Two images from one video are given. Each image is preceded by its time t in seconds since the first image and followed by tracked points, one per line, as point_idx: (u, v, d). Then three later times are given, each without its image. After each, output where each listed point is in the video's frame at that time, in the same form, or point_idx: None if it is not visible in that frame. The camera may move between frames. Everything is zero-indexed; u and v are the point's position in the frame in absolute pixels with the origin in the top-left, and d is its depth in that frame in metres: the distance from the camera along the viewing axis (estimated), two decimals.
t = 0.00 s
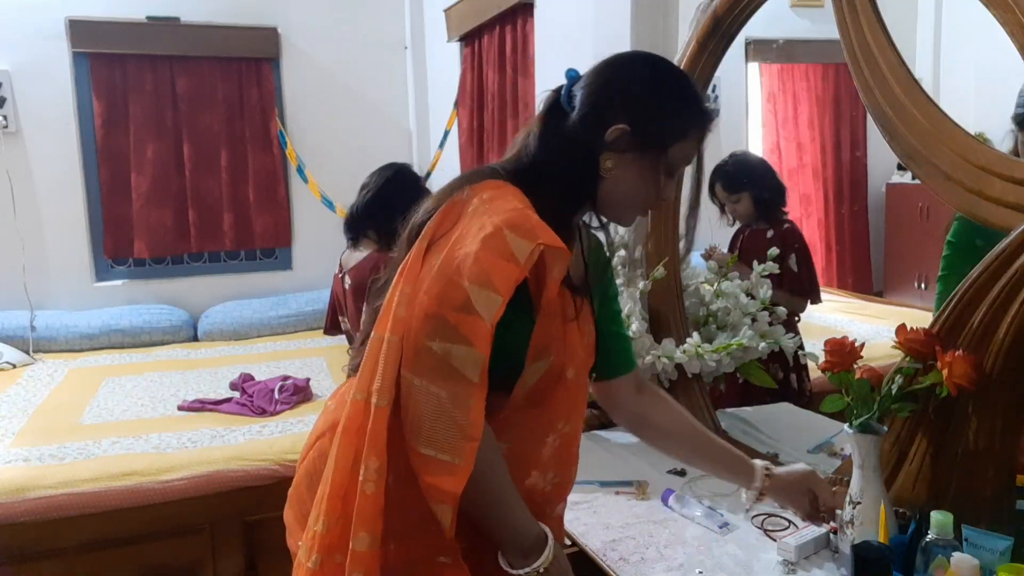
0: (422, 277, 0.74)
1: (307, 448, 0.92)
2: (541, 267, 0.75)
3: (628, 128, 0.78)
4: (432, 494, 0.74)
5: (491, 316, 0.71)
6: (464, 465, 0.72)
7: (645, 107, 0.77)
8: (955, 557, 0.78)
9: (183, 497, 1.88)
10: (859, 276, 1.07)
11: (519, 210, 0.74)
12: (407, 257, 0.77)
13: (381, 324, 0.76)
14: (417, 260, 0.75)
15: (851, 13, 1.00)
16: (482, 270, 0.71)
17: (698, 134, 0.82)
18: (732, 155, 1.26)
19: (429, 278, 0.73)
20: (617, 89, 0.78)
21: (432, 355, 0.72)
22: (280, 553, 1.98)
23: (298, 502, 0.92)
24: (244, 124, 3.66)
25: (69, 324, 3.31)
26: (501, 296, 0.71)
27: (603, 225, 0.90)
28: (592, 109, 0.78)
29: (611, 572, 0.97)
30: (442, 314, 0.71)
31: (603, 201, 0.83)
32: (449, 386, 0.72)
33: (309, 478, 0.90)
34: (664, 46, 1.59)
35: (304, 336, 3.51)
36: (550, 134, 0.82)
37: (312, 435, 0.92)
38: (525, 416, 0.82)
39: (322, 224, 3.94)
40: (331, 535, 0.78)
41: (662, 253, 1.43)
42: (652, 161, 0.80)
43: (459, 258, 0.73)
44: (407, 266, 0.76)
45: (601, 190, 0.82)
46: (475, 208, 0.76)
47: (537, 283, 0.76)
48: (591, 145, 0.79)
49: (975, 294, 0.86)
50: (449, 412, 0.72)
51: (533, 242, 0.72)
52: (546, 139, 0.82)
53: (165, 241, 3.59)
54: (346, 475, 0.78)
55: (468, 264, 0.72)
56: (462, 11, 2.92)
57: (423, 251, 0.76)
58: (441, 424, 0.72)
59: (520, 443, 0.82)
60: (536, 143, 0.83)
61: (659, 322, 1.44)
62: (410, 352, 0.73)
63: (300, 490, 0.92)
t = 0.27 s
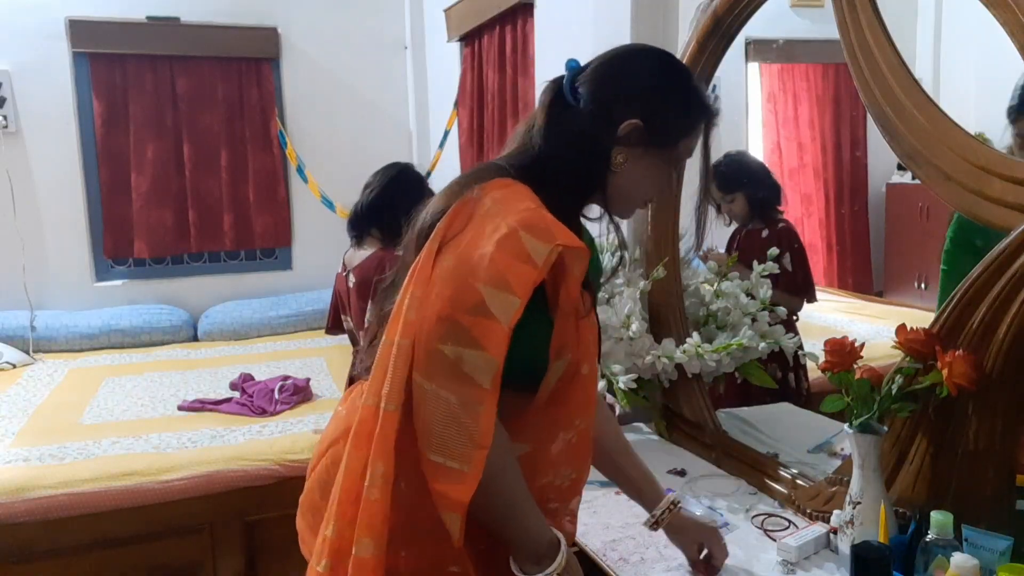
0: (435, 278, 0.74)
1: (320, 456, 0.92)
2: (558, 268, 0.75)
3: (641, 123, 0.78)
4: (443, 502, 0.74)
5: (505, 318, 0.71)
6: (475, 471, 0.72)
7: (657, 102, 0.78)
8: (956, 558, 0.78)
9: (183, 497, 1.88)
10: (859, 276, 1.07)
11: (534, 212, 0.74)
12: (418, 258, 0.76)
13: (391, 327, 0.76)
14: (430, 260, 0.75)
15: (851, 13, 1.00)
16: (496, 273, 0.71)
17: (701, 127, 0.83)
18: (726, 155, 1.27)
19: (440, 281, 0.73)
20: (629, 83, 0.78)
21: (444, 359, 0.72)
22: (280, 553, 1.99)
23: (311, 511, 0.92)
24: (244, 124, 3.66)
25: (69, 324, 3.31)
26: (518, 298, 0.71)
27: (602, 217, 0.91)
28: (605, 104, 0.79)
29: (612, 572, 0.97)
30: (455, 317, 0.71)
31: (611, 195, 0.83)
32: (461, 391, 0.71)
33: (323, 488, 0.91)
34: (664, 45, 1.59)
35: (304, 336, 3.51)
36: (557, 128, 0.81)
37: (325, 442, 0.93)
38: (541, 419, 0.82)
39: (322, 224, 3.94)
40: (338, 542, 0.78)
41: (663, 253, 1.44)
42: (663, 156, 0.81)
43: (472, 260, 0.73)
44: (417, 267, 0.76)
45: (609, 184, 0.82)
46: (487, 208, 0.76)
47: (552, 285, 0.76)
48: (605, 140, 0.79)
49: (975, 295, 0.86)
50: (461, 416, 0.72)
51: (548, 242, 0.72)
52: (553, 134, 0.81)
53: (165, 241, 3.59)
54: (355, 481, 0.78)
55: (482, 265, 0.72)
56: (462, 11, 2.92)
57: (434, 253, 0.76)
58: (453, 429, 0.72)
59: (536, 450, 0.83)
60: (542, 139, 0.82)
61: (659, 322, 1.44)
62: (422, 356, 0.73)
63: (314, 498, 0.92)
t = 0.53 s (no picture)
0: (460, 280, 0.77)
1: (328, 466, 0.93)
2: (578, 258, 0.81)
3: (624, 112, 0.86)
4: (486, 498, 0.79)
5: (540, 311, 0.76)
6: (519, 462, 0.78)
7: (635, 93, 0.87)
8: (955, 558, 0.78)
9: (183, 498, 1.88)
10: (859, 276, 1.07)
11: (552, 207, 0.79)
12: (435, 259, 0.79)
13: (415, 330, 0.78)
14: (450, 261, 0.78)
15: (851, 13, 1.00)
16: (527, 269, 0.76)
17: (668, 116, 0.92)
18: (720, 155, 1.34)
19: (465, 282, 0.76)
20: (610, 77, 0.86)
21: (482, 357, 0.76)
22: (280, 553, 1.99)
23: (324, 521, 0.94)
24: (244, 124, 3.66)
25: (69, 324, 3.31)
26: (550, 291, 0.76)
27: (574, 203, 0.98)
28: (589, 95, 0.86)
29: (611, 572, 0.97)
30: (487, 315, 0.76)
31: (595, 180, 0.90)
32: (500, 385, 0.76)
33: (337, 497, 0.92)
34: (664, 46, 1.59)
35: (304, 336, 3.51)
36: (541, 118, 0.87)
37: (331, 451, 0.94)
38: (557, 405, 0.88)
39: (322, 224, 3.94)
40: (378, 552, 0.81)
41: (664, 252, 1.43)
42: (641, 143, 0.89)
43: (498, 258, 0.76)
44: (435, 269, 0.78)
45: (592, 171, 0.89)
46: (502, 206, 0.79)
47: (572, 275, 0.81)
48: (591, 128, 0.86)
49: (975, 295, 0.86)
50: (502, 409, 0.77)
51: (573, 235, 0.78)
52: (539, 125, 0.87)
53: (165, 241, 3.59)
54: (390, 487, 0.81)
55: (511, 264, 0.76)
56: (462, 11, 2.92)
57: (451, 253, 0.78)
58: (492, 423, 0.77)
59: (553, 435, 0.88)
60: (526, 128, 0.87)
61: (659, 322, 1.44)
62: (454, 355, 0.77)
63: (325, 508, 0.94)
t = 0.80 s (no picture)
0: (465, 272, 0.80)
1: (330, 468, 0.94)
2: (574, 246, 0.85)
3: (606, 110, 0.92)
4: (502, 482, 0.82)
5: (544, 297, 0.80)
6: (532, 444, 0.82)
7: (616, 92, 0.93)
8: (956, 558, 0.78)
9: (183, 498, 1.88)
10: (859, 276, 1.07)
11: (549, 197, 0.82)
12: (437, 253, 0.82)
13: (422, 324, 0.81)
14: (452, 254, 0.81)
15: (851, 12, 1.00)
16: (530, 258, 0.80)
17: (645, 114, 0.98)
18: (715, 156, 1.35)
19: (470, 274, 0.80)
20: (592, 76, 0.91)
21: (492, 345, 0.80)
22: (279, 553, 1.99)
23: (328, 524, 0.95)
24: (244, 124, 3.66)
25: (69, 324, 3.31)
26: (552, 278, 0.81)
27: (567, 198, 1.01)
28: (573, 95, 0.91)
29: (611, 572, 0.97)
30: (494, 305, 0.80)
31: (579, 175, 0.96)
32: (509, 370, 0.80)
33: (341, 500, 0.93)
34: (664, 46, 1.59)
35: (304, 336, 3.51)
36: (528, 117, 0.92)
37: (331, 453, 0.95)
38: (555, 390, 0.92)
39: (322, 224, 3.94)
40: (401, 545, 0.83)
41: (664, 252, 1.43)
42: (623, 139, 0.95)
43: (501, 249, 0.80)
44: (439, 263, 0.81)
45: (579, 166, 0.95)
46: (500, 199, 0.82)
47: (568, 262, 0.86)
48: (576, 126, 0.92)
49: (975, 295, 0.86)
50: (512, 393, 0.81)
51: (570, 223, 0.82)
52: (525, 124, 0.92)
53: (165, 241, 3.59)
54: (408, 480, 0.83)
55: (514, 254, 0.80)
56: (462, 11, 2.92)
57: (454, 247, 0.81)
58: (503, 407, 0.81)
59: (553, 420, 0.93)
60: (512, 126, 0.92)
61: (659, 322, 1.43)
62: (464, 345, 0.80)
63: (328, 511, 0.95)
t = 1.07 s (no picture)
0: (433, 254, 0.81)
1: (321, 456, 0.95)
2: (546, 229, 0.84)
3: (596, 108, 0.94)
4: (473, 460, 0.81)
5: (509, 277, 0.80)
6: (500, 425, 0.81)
7: (606, 92, 0.95)
8: (955, 557, 0.78)
9: (183, 498, 1.88)
10: (859, 277, 1.07)
11: (516, 181, 0.83)
12: (410, 238, 0.83)
13: (394, 307, 0.81)
14: (422, 238, 0.82)
15: (851, 12, 1.00)
16: (496, 238, 0.80)
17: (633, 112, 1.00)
18: (715, 156, 1.36)
19: (438, 254, 0.80)
20: (582, 75, 0.93)
21: (458, 324, 0.80)
22: (279, 553, 1.99)
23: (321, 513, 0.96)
24: (244, 124, 3.66)
25: (69, 324, 3.31)
26: (518, 259, 0.80)
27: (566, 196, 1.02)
28: (564, 95, 0.93)
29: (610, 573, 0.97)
30: (460, 285, 0.79)
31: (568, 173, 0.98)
32: (476, 349, 0.80)
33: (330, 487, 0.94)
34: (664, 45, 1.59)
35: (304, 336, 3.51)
36: (519, 115, 0.93)
37: (324, 442, 0.96)
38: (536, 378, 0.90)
39: (322, 224, 3.94)
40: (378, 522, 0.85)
41: (664, 252, 1.43)
42: (612, 137, 0.97)
43: (468, 230, 0.81)
44: (411, 246, 0.82)
45: (569, 163, 0.96)
46: (471, 184, 0.84)
47: (541, 246, 0.85)
48: (566, 125, 0.93)
49: (975, 295, 0.86)
50: (480, 373, 0.80)
51: (538, 204, 0.82)
52: (517, 121, 0.93)
53: (165, 241, 3.59)
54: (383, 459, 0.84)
55: (481, 235, 0.80)
56: (462, 11, 2.92)
57: (424, 230, 0.82)
58: (469, 385, 0.80)
59: (541, 410, 0.92)
60: (503, 124, 0.93)
61: (658, 322, 1.43)
62: (431, 324, 0.80)
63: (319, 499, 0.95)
